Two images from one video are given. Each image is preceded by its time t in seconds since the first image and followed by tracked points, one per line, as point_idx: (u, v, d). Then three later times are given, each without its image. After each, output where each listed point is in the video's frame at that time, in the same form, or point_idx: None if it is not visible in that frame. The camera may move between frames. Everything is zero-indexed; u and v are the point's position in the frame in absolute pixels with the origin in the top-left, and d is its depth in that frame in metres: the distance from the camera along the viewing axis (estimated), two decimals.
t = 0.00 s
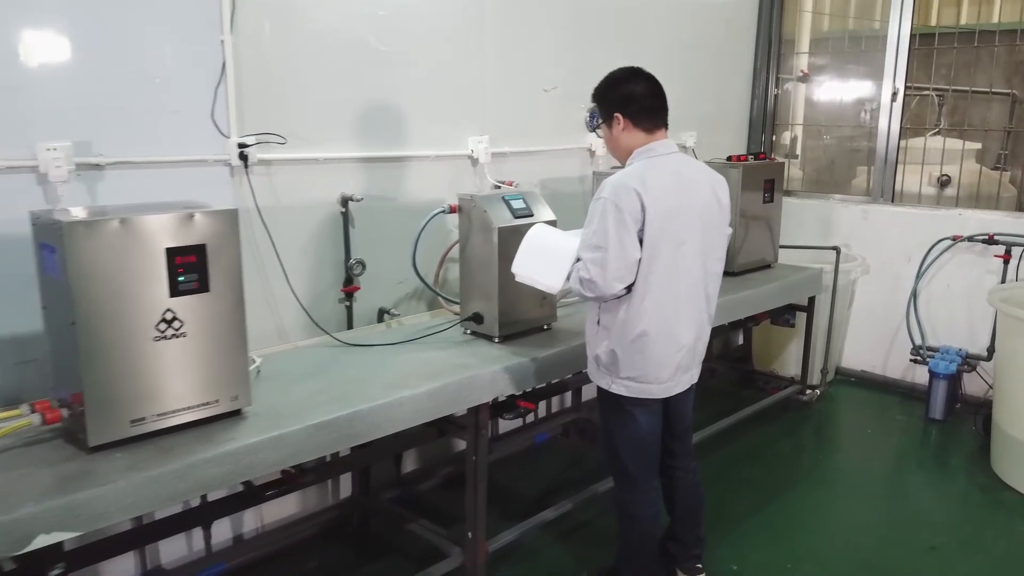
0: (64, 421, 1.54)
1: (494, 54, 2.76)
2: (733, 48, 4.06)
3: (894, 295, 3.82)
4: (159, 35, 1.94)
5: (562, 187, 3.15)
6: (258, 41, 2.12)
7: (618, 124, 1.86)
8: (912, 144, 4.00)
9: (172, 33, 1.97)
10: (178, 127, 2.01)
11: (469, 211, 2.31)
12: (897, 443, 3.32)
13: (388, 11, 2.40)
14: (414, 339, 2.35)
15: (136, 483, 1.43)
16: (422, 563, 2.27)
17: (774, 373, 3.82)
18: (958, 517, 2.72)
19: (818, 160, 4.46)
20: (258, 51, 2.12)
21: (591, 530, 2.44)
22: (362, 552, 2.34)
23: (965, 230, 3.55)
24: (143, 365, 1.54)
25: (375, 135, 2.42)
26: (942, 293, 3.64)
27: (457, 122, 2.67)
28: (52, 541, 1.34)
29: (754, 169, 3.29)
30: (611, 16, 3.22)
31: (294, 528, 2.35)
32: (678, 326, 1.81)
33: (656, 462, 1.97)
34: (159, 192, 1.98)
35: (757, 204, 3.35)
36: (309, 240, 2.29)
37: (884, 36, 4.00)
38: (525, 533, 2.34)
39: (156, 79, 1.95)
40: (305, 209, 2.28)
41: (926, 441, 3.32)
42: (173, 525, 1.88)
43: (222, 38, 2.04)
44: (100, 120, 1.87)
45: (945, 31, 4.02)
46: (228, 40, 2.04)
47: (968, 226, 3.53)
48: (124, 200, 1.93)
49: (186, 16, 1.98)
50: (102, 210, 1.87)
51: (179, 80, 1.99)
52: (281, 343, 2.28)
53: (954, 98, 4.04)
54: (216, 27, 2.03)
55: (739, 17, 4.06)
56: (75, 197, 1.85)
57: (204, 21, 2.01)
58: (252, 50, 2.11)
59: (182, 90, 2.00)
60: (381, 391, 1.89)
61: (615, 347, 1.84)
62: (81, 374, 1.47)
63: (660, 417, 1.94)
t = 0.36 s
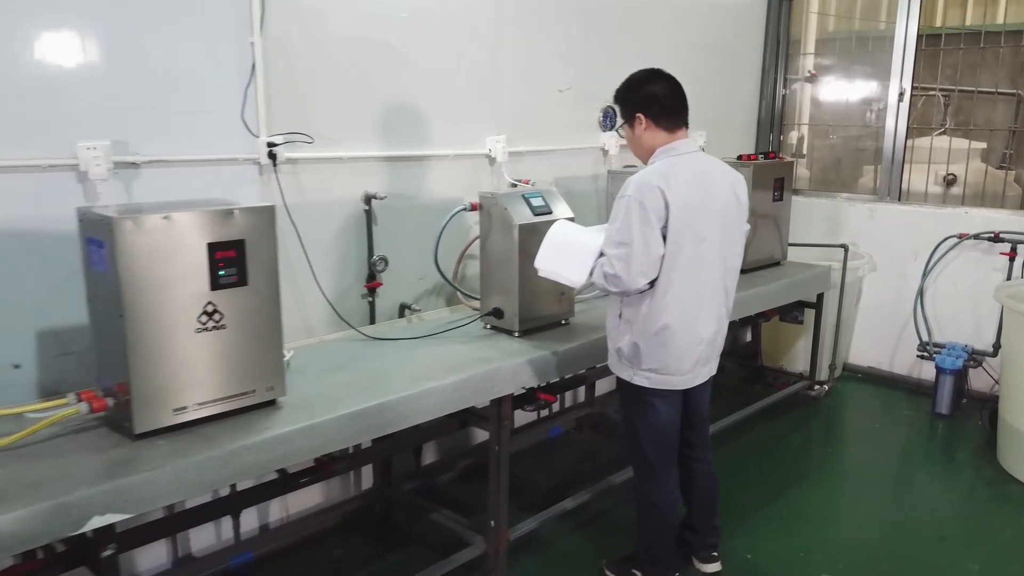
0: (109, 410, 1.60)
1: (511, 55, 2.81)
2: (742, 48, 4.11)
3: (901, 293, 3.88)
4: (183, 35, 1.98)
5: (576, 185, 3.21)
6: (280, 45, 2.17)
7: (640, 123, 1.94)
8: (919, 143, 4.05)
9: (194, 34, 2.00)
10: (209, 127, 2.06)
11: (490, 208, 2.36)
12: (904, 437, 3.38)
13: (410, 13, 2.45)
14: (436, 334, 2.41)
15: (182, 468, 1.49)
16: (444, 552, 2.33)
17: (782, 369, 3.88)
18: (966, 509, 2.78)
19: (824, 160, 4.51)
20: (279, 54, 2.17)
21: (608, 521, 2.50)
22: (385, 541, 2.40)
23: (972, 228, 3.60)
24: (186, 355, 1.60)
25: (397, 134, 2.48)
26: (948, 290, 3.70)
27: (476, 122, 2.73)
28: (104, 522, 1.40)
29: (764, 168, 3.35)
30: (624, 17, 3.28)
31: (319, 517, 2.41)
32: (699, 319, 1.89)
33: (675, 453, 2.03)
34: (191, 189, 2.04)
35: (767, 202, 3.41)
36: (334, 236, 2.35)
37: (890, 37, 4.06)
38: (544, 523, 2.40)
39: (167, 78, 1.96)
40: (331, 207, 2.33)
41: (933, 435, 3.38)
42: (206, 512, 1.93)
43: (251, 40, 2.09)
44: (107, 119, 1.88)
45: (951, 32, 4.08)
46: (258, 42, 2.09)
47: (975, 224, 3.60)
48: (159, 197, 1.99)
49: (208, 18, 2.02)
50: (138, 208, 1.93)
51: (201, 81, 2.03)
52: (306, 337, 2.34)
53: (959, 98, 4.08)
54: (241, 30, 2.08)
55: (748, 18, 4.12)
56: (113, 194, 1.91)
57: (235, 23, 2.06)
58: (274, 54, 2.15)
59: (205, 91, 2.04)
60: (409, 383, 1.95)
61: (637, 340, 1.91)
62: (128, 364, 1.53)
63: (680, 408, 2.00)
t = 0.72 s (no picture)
0: (154, 399, 1.66)
1: (529, 56, 2.88)
2: (751, 49, 4.18)
3: (908, 290, 3.94)
4: (193, 36, 1.99)
5: (590, 184, 3.27)
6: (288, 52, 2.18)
7: (662, 124, 2.01)
8: (925, 143, 4.11)
9: (201, 33, 2.00)
10: (241, 126, 2.12)
11: (511, 206, 2.42)
12: (912, 431, 3.44)
13: (434, 16, 2.53)
14: (458, 329, 2.47)
15: (227, 454, 1.55)
16: (466, 540, 2.39)
17: (791, 365, 3.95)
18: (974, 500, 2.84)
19: (831, 159, 4.58)
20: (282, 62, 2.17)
21: (625, 511, 2.57)
22: (408, 530, 2.47)
23: (978, 227, 3.67)
24: (228, 346, 1.66)
25: (420, 134, 2.55)
26: (955, 287, 3.76)
27: (495, 122, 2.80)
28: (156, 505, 1.46)
29: (774, 168, 3.42)
30: (637, 19, 3.34)
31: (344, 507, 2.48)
32: (719, 313, 1.99)
33: (694, 440, 2.12)
34: (224, 187, 2.10)
35: (777, 201, 3.47)
36: (359, 234, 2.42)
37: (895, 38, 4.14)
38: (564, 512, 2.47)
39: (167, 77, 1.96)
40: (357, 205, 2.40)
41: (940, 429, 3.45)
42: (241, 500, 2.00)
43: (282, 42, 2.15)
44: (107, 114, 1.87)
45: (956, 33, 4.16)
46: (288, 44, 2.16)
47: (981, 222, 3.66)
48: (194, 195, 2.05)
49: (216, 20, 2.03)
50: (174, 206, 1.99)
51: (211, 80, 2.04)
52: (333, 331, 2.40)
53: (965, 98, 4.15)
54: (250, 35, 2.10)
55: (757, 20, 4.18)
56: (151, 192, 1.97)
57: (267, 26, 2.13)
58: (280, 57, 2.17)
59: (213, 90, 2.05)
60: (437, 375, 2.02)
61: (659, 333, 2.01)
62: (174, 355, 1.60)
63: (699, 400, 2.09)
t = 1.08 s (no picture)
0: (198, 389, 1.73)
1: (546, 58, 2.95)
2: (760, 50, 4.24)
3: (916, 287, 4.00)
4: (195, 35, 1.99)
5: (605, 183, 3.34)
6: (282, 48, 2.17)
7: (683, 124, 2.07)
8: (933, 143, 4.17)
9: (201, 31, 2.00)
10: (273, 127, 2.18)
11: (532, 205, 2.48)
12: (919, 425, 3.51)
13: (456, 19, 2.60)
14: (480, 324, 2.53)
15: (271, 441, 1.62)
16: (489, 529, 2.46)
17: (801, 361, 4.01)
18: (981, 492, 2.91)
19: (838, 159, 4.64)
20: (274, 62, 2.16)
21: (643, 502, 2.63)
22: (431, 520, 2.53)
23: (985, 225, 3.73)
24: (269, 338, 1.73)
25: (444, 133, 2.64)
26: (962, 284, 3.83)
27: (514, 123, 2.87)
28: (206, 489, 1.53)
29: (784, 167, 3.48)
30: (650, 21, 3.41)
31: (370, 497, 2.54)
32: (738, 306, 2.05)
33: (713, 431, 2.19)
34: (256, 185, 2.17)
35: (787, 199, 3.54)
36: (385, 231, 2.49)
37: (903, 39, 4.21)
38: (584, 503, 2.54)
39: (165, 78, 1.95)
40: (382, 203, 2.47)
41: (947, 423, 3.51)
42: (275, 488, 2.06)
43: (312, 45, 2.22)
44: (107, 113, 1.87)
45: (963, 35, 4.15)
46: (318, 47, 2.22)
47: (988, 220, 3.72)
48: (228, 193, 2.11)
49: (217, 19, 2.02)
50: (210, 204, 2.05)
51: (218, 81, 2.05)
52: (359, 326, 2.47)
53: (971, 99, 4.20)
54: (250, 36, 2.10)
55: (766, 21, 4.25)
56: (188, 190, 2.04)
57: (298, 29, 2.19)
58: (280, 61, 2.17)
59: (213, 88, 2.05)
60: (465, 367, 2.08)
61: (680, 327, 2.08)
62: (218, 346, 1.66)
63: (718, 391, 2.15)
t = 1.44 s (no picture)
0: (241, 380, 1.80)
1: (564, 60, 3.01)
2: (770, 51, 4.30)
3: (924, 285, 4.07)
4: (193, 34, 1.98)
5: (620, 182, 3.40)
6: (281, 40, 2.16)
7: (703, 125, 2.14)
8: (941, 142, 4.22)
9: (199, 32, 1.99)
10: (305, 127, 2.25)
11: (554, 202, 2.54)
12: (927, 420, 3.57)
13: (478, 22, 2.67)
14: (503, 319, 2.59)
15: (314, 428, 1.68)
16: (512, 519, 2.53)
17: (810, 357, 4.08)
18: (990, 483, 2.98)
19: (847, 158, 4.71)
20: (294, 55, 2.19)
21: (660, 493, 2.70)
22: (455, 510, 2.60)
23: (992, 223, 3.79)
24: (309, 330, 1.79)
25: (467, 133, 2.71)
26: (969, 282, 3.89)
27: (533, 123, 2.94)
28: (255, 474, 1.59)
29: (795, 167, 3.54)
30: (664, 23, 3.47)
31: (395, 488, 2.60)
32: (758, 301, 2.12)
33: (733, 422, 2.25)
34: (289, 183, 2.23)
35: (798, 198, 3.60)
36: (409, 228, 2.56)
37: (912, 40, 4.27)
38: (604, 493, 2.60)
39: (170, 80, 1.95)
40: (408, 201, 2.54)
41: (956, 418, 3.57)
42: (309, 477, 2.13)
43: (342, 47, 2.28)
44: (107, 112, 1.87)
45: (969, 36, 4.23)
46: (348, 49, 2.28)
47: (995, 219, 3.78)
48: (263, 191, 2.18)
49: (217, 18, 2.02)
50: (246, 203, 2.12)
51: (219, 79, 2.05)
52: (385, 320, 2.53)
53: (978, 99, 4.26)
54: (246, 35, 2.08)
55: (776, 22, 4.31)
56: (225, 188, 2.11)
57: (328, 32, 2.25)
58: (297, 57, 2.20)
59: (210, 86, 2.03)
60: (492, 359, 2.15)
61: (701, 321, 2.14)
62: (262, 337, 1.73)
63: (738, 383, 2.22)
